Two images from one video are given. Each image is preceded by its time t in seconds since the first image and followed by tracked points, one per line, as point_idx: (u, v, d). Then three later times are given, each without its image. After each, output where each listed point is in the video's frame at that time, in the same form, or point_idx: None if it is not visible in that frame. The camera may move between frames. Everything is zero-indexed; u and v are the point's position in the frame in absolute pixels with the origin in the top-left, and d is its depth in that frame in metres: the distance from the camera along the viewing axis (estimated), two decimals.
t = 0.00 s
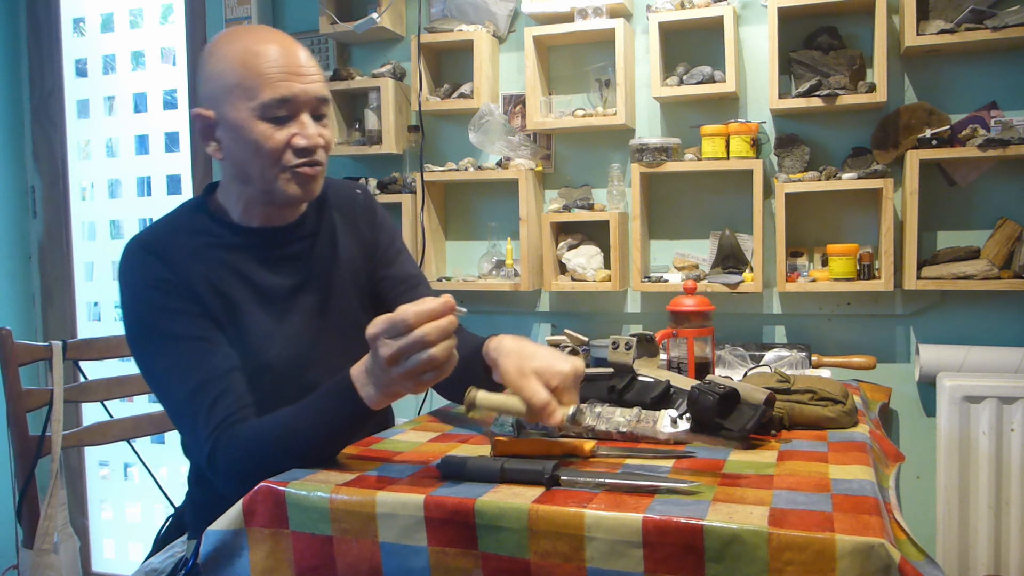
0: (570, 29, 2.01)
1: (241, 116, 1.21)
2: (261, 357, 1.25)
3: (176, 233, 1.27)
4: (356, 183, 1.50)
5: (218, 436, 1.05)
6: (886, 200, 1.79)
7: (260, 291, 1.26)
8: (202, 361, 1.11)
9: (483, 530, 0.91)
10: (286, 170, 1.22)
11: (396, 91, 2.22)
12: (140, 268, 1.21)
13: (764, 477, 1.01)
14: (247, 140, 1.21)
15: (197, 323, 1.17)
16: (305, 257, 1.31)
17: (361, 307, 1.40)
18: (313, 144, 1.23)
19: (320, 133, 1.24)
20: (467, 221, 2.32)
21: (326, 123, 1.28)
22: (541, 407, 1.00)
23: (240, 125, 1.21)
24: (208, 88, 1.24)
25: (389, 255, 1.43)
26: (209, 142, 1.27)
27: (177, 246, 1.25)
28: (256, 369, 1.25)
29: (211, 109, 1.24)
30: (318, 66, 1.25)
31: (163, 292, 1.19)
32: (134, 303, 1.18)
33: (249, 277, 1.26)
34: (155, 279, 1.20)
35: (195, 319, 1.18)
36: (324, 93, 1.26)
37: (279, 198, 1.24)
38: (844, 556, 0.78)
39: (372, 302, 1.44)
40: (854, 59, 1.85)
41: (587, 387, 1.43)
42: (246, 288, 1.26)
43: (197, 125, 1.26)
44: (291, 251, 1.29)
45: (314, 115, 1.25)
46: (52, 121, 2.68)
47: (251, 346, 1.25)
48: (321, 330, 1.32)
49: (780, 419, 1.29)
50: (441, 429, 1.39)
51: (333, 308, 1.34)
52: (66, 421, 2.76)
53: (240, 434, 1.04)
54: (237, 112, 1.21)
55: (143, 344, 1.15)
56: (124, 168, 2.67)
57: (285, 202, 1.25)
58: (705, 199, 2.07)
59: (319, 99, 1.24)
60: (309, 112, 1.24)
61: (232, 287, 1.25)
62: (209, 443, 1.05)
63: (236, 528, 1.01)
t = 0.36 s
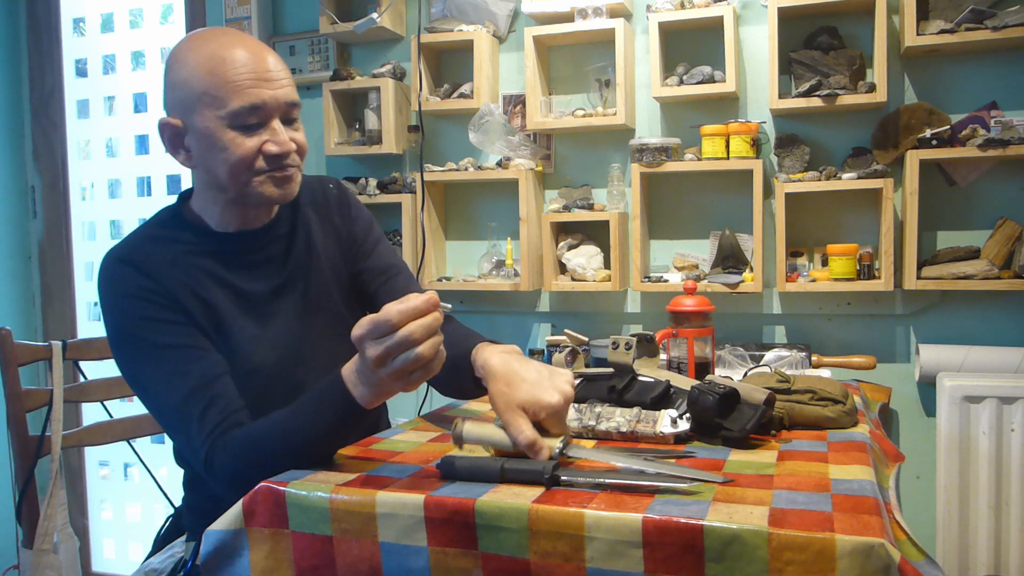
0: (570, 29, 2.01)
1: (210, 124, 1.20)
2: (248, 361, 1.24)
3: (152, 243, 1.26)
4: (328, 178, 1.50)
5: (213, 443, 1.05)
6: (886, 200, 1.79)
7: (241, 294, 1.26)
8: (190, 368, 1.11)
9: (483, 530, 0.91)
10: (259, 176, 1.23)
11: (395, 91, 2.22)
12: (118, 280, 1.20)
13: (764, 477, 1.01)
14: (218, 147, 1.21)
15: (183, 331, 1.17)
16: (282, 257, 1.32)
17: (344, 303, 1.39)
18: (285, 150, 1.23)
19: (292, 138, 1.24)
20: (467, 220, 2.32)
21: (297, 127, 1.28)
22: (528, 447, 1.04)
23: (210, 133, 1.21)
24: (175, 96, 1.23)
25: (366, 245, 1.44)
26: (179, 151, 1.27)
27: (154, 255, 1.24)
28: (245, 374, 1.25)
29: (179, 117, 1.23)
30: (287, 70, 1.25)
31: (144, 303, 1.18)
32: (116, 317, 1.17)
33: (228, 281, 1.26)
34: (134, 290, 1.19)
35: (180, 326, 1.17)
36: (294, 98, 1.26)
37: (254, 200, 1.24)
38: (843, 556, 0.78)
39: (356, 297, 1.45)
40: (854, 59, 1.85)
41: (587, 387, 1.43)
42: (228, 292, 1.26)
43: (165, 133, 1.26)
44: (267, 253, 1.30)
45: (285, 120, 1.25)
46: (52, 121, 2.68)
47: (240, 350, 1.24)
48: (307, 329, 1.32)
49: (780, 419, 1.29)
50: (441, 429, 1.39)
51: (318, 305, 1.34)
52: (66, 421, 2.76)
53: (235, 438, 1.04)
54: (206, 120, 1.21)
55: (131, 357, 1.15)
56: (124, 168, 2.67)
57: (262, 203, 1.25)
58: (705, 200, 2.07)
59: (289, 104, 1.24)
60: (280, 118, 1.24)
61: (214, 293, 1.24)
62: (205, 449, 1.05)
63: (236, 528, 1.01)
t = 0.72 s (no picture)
0: (570, 29, 2.01)
1: (216, 124, 1.22)
2: (247, 359, 1.24)
3: (157, 240, 1.26)
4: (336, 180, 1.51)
5: (211, 437, 1.02)
6: (886, 200, 1.79)
7: (243, 293, 1.26)
8: (188, 359, 1.10)
9: (483, 530, 0.91)
10: (266, 175, 1.24)
11: (396, 91, 2.22)
12: (123, 275, 1.21)
13: (764, 477, 1.01)
14: (224, 147, 1.22)
15: (185, 325, 1.16)
16: (283, 257, 1.32)
17: (348, 303, 1.40)
18: (290, 149, 1.24)
19: (297, 137, 1.26)
20: (467, 221, 2.32)
21: (303, 126, 1.29)
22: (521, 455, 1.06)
23: (216, 133, 1.22)
24: (183, 96, 1.25)
25: (371, 246, 1.44)
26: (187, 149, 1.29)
27: (159, 252, 1.24)
28: (243, 372, 1.24)
29: (186, 117, 1.25)
30: (292, 70, 1.26)
31: (147, 297, 1.18)
32: (118, 313, 1.17)
33: (232, 279, 1.26)
34: (138, 286, 1.19)
35: (182, 321, 1.17)
36: (300, 97, 1.27)
37: (259, 200, 1.26)
38: (843, 556, 0.78)
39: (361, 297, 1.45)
40: (854, 59, 1.85)
41: (588, 387, 1.44)
42: (231, 290, 1.26)
43: (173, 133, 1.28)
44: (268, 252, 1.30)
45: (290, 119, 1.26)
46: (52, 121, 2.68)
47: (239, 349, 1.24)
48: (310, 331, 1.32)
49: (780, 419, 1.28)
50: (441, 429, 1.39)
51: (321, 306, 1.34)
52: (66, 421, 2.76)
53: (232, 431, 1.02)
54: (212, 120, 1.22)
55: (129, 350, 1.13)
56: (124, 168, 2.67)
57: (267, 203, 1.26)
58: (706, 200, 2.07)
59: (294, 104, 1.26)
60: (285, 117, 1.25)
61: (218, 291, 1.24)
62: (202, 441, 1.03)
63: (236, 528, 1.01)
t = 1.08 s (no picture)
0: (570, 29, 2.01)
1: (285, 118, 1.15)
2: (275, 350, 1.23)
3: (210, 216, 1.26)
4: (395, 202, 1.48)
5: (209, 420, 1.06)
6: (886, 200, 1.79)
7: (284, 286, 1.25)
8: (202, 347, 1.12)
9: (483, 530, 0.91)
10: (323, 179, 1.18)
11: (396, 90, 2.21)
12: (171, 244, 1.22)
13: (764, 477, 1.01)
14: (289, 142, 1.15)
15: (211, 308, 1.17)
16: (331, 261, 1.29)
17: (383, 320, 1.35)
18: (353, 152, 1.16)
19: (363, 142, 1.18)
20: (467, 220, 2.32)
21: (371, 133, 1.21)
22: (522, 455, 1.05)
23: (284, 127, 1.15)
24: (259, 86, 1.18)
25: (417, 268, 1.40)
26: (255, 140, 1.21)
27: (209, 230, 1.25)
28: (265, 365, 1.22)
29: (258, 107, 1.19)
30: (367, 75, 1.19)
31: (186, 274, 1.19)
32: (158, 281, 1.19)
33: (274, 271, 1.25)
34: (182, 260, 1.21)
35: (211, 304, 1.18)
36: (371, 103, 1.19)
37: (313, 202, 1.20)
38: (844, 556, 0.78)
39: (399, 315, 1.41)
40: (854, 59, 1.85)
41: (588, 388, 1.44)
42: (270, 280, 1.24)
43: (244, 121, 1.21)
44: (317, 254, 1.27)
45: (358, 124, 1.18)
46: (52, 121, 2.68)
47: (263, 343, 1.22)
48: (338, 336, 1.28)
49: (780, 419, 1.28)
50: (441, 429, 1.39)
51: (354, 317, 1.30)
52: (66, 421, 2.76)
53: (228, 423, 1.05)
54: (282, 114, 1.15)
55: (156, 317, 1.17)
56: (124, 168, 2.67)
57: (320, 206, 1.20)
58: (706, 199, 2.07)
59: (366, 109, 1.18)
60: (353, 120, 1.17)
61: (257, 280, 1.23)
62: (196, 426, 1.07)
63: (236, 528, 1.01)
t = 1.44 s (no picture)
0: (570, 29, 2.01)
1: (336, 119, 1.22)
2: (293, 349, 1.27)
3: (245, 210, 1.31)
4: (418, 204, 1.53)
5: (216, 415, 1.09)
6: (886, 200, 1.79)
7: (314, 284, 1.28)
8: (220, 342, 1.15)
9: (483, 530, 0.91)
10: (364, 181, 1.22)
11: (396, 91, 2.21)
12: (204, 235, 1.26)
13: (764, 477, 1.01)
14: (337, 142, 1.22)
15: (234, 303, 1.21)
16: (361, 263, 1.34)
17: (401, 320, 1.40)
18: (395, 162, 1.21)
19: (405, 154, 1.23)
20: (467, 221, 2.32)
21: (415, 147, 1.27)
22: (523, 455, 1.05)
23: (333, 128, 1.22)
24: (315, 86, 1.25)
25: (437, 272, 1.46)
26: (301, 136, 1.29)
27: (243, 224, 1.29)
28: (281, 363, 1.27)
29: (313, 105, 1.26)
30: (418, 88, 1.26)
31: (215, 266, 1.23)
32: (187, 269, 1.23)
33: (302, 269, 1.28)
34: (214, 252, 1.24)
35: (234, 298, 1.22)
36: (420, 118, 1.25)
37: (351, 204, 1.25)
38: (844, 556, 0.78)
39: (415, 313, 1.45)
40: (854, 59, 1.85)
41: (589, 388, 1.44)
42: (299, 277, 1.28)
43: (296, 117, 1.28)
44: (348, 256, 1.32)
45: (404, 137, 1.25)
46: (52, 121, 2.68)
47: (281, 341, 1.27)
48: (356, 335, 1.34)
49: (780, 419, 1.29)
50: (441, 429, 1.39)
51: (375, 317, 1.36)
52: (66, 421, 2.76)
53: (232, 421, 1.07)
54: (334, 115, 1.22)
55: (178, 305, 1.20)
56: (124, 168, 2.67)
57: (357, 209, 1.25)
58: (705, 200, 2.07)
59: (413, 123, 1.24)
60: (400, 131, 1.24)
61: (285, 276, 1.27)
62: (202, 424, 1.10)
63: (236, 528, 1.01)
